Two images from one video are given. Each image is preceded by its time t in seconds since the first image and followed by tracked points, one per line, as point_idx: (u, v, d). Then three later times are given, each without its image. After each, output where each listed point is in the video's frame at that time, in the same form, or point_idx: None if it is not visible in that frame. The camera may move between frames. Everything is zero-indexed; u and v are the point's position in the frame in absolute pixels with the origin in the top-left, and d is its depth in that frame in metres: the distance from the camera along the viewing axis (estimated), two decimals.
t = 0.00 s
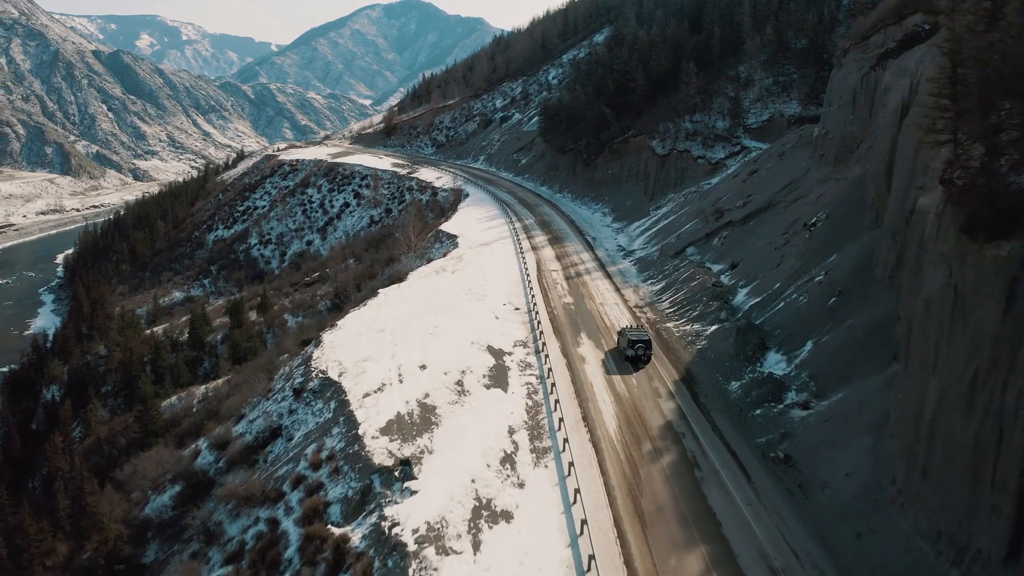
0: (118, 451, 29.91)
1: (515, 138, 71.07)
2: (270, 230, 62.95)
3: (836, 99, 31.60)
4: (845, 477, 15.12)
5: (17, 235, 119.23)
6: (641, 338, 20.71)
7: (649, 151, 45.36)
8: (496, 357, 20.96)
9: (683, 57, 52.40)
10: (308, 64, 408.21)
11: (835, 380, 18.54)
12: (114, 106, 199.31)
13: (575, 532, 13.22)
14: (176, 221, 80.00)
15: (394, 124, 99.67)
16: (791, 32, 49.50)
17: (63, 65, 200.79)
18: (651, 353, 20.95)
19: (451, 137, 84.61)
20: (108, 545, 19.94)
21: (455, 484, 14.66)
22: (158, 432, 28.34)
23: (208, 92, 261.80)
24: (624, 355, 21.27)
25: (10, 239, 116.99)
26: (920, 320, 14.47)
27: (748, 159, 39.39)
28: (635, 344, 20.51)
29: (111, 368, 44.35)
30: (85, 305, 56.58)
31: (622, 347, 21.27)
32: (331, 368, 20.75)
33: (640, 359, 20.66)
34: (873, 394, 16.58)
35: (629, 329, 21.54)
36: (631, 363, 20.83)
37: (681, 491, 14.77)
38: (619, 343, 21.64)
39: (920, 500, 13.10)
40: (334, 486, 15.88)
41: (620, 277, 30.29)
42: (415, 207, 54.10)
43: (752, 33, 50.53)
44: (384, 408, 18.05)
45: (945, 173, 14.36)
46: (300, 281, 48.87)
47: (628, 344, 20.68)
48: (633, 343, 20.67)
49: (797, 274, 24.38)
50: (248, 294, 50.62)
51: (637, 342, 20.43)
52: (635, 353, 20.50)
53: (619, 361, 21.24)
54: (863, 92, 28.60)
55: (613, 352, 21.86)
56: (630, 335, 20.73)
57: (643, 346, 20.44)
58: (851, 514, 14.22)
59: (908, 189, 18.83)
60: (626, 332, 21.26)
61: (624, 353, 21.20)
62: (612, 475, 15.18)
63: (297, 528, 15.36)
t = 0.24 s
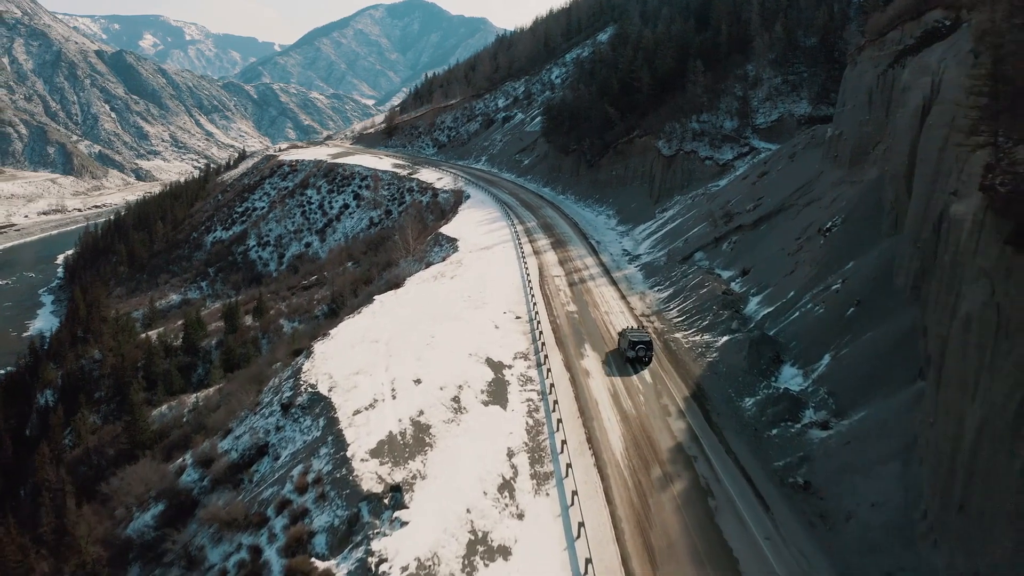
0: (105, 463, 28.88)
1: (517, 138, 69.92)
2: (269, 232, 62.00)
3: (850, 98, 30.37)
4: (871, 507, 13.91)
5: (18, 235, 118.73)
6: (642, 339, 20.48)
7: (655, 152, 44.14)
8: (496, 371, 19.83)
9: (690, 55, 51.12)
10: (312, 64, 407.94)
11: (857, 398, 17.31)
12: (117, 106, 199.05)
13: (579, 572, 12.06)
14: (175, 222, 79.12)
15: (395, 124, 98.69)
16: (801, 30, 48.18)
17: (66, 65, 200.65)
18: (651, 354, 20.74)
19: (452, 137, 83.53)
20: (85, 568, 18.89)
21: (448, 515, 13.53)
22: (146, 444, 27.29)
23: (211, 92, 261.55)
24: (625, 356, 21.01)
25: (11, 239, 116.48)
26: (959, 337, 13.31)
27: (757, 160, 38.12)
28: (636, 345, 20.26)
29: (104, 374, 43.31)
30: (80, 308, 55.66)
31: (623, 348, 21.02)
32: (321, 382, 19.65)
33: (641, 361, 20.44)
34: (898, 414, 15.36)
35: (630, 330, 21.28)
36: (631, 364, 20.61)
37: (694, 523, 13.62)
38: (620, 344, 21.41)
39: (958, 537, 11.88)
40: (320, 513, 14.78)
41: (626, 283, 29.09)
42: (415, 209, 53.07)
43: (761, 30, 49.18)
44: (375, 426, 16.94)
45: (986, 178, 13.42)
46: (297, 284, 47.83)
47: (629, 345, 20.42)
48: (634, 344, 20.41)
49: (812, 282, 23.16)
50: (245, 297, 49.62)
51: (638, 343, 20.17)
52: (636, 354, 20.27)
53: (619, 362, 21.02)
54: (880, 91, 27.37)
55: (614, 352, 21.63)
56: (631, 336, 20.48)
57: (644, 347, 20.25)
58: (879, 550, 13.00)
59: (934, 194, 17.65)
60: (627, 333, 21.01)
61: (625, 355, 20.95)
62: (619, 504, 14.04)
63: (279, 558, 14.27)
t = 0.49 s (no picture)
0: (94, 473, 28.03)
1: (519, 138, 68.93)
2: (267, 233, 61.19)
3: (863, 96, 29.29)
4: (897, 538, 12.85)
5: (19, 235, 118.30)
6: (643, 340, 20.13)
7: (660, 152, 43.07)
8: (495, 383, 18.84)
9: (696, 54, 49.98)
10: (314, 64, 407.70)
11: (878, 416, 16.26)
12: (119, 106, 198.82)
13: None
14: (174, 222, 78.34)
15: (396, 124, 97.82)
16: (809, 28, 46.98)
17: (69, 65, 200.46)
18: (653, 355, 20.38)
19: (454, 137, 82.55)
20: None
21: (441, 545, 12.55)
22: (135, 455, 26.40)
23: (214, 91, 261.29)
24: (626, 357, 20.67)
25: (12, 239, 116.04)
26: (994, 352, 12.32)
27: (765, 161, 37.03)
28: (636, 346, 19.90)
29: (98, 378, 42.47)
30: (76, 310, 54.90)
31: (624, 349, 20.66)
32: (311, 396, 18.69)
33: (642, 361, 20.11)
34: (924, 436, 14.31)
35: (631, 331, 20.93)
36: (632, 366, 20.28)
37: (706, 555, 12.60)
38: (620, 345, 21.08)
39: None
40: (305, 540, 13.84)
41: (631, 289, 28.00)
42: (415, 210, 52.15)
43: (769, 28, 48.00)
44: (366, 445, 15.97)
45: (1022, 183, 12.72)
46: (294, 287, 46.91)
47: (630, 346, 20.06)
48: (635, 345, 20.06)
49: (826, 290, 22.08)
50: (241, 300, 48.72)
51: (639, 344, 19.80)
52: (637, 355, 19.92)
53: (619, 363, 20.71)
54: (894, 89, 26.28)
55: (615, 353, 21.34)
56: (631, 337, 20.11)
57: (645, 348, 19.89)
58: None
59: (959, 198, 16.62)
60: (628, 334, 20.66)
61: (626, 356, 20.61)
62: (625, 534, 13.04)
63: None
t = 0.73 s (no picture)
0: (82, 485, 27.19)
1: (521, 139, 67.96)
2: (266, 235, 60.37)
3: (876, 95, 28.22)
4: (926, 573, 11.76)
5: (20, 235, 117.86)
6: (644, 341, 19.80)
7: (665, 153, 42.03)
8: (494, 398, 17.86)
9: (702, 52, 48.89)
10: (317, 64, 407.60)
11: (900, 435, 15.20)
12: (122, 106, 198.53)
13: None
14: (173, 223, 77.54)
15: (398, 124, 96.97)
16: (818, 26, 45.88)
17: (71, 65, 200.19)
18: (654, 356, 20.02)
19: (455, 137, 81.65)
20: None
21: None
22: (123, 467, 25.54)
23: (216, 91, 261.06)
24: (626, 358, 20.36)
25: (13, 239, 115.61)
26: None
27: (774, 162, 35.98)
28: (637, 346, 19.58)
29: (92, 383, 41.61)
30: (72, 313, 54.10)
31: (625, 350, 20.35)
32: (299, 410, 17.75)
33: (642, 363, 19.74)
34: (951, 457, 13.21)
35: (633, 332, 20.60)
36: (633, 367, 19.98)
37: None
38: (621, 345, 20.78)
39: None
40: (289, 572, 12.90)
41: (637, 296, 26.88)
42: (415, 212, 51.27)
43: (777, 26, 46.87)
44: (356, 466, 15.03)
45: None
46: (292, 290, 46.01)
47: (630, 347, 19.76)
48: (636, 346, 19.78)
49: (842, 298, 21.03)
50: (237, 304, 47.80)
51: (640, 345, 19.48)
52: (637, 356, 19.62)
53: (620, 365, 20.37)
54: (911, 88, 25.22)
55: (615, 354, 21.07)
56: (632, 337, 19.80)
57: (646, 349, 19.54)
58: None
59: (985, 203, 15.62)
60: (630, 335, 20.34)
61: (626, 357, 20.29)
62: (633, 568, 12.06)
63: None
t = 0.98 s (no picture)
0: (67, 499, 26.17)
1: (524, 139, 66.82)
2: (264, 237, 59.43)
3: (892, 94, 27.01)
4: None
5: (21, 236, 117.36)
6: (646, 342, 19.49)
7: (671, 154, 40.84)
8: (492, 417, 16.73)
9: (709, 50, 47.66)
10: (321, 64, 407.46)
11: (929, 460, 13.97)
12: (124, 106, 198.30)
13: None
14: (171, 225, 76.63)
15: (399, 124, 95.99)
16: (829, 23, 44.59)
17: (74, 65, 199.92)
18: (656, 357, 19.75)
19: (457, 137, 80.62)
20: None
21: None
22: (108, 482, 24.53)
23: (219, 91, 260.83)
24: (627, 359, 20.07)
25: (15, 240, 115.11)
26: None
27: (785, 164, 34.74)
28: (639, 348, 19.28)
29: (84, 390, 40.61)
30: (68, 316, 53.17)
31: (626, 351, 20.02)
32: (285, 429, 16.68)
33: (644, 364, 19.50)
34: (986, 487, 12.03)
35: (634, 332, 20.25)
36: (634, 368, 19.70)
37: None
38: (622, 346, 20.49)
39: None
40: None
41: (646, 305, 25.58)
42: (415, 214, 50.26)
43: (787, 23, 45.59)
44: (342, 494, 13.93)
45: None
46: (288, 294, 44.97)
47: (632, 348, 19.44)
48: (638, 347, 19.46)
49: (861, 308, 19.82)
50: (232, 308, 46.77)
51: (642, 347, 19.18)
52: (639, 358, 19.31)
53: (621, 366, 20.08)
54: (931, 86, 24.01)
55: (616, 355, 20.81)
56: (634, 339, 19.46)
57: (648, 351, 19.24)
58: None
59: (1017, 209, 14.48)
60: (631, 335, 19.98)
61: (628, 358, 19.99)
62: None
63: None
